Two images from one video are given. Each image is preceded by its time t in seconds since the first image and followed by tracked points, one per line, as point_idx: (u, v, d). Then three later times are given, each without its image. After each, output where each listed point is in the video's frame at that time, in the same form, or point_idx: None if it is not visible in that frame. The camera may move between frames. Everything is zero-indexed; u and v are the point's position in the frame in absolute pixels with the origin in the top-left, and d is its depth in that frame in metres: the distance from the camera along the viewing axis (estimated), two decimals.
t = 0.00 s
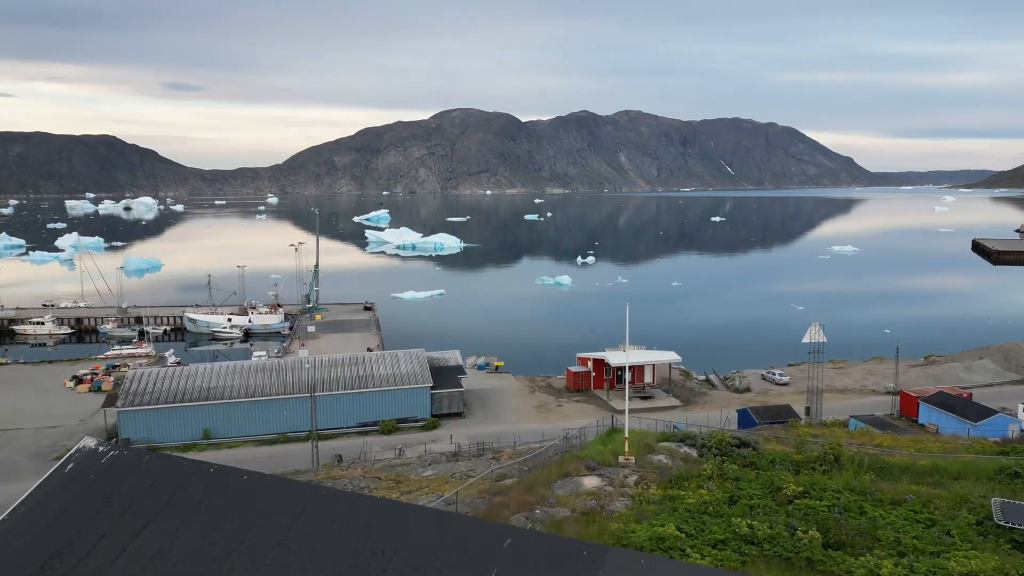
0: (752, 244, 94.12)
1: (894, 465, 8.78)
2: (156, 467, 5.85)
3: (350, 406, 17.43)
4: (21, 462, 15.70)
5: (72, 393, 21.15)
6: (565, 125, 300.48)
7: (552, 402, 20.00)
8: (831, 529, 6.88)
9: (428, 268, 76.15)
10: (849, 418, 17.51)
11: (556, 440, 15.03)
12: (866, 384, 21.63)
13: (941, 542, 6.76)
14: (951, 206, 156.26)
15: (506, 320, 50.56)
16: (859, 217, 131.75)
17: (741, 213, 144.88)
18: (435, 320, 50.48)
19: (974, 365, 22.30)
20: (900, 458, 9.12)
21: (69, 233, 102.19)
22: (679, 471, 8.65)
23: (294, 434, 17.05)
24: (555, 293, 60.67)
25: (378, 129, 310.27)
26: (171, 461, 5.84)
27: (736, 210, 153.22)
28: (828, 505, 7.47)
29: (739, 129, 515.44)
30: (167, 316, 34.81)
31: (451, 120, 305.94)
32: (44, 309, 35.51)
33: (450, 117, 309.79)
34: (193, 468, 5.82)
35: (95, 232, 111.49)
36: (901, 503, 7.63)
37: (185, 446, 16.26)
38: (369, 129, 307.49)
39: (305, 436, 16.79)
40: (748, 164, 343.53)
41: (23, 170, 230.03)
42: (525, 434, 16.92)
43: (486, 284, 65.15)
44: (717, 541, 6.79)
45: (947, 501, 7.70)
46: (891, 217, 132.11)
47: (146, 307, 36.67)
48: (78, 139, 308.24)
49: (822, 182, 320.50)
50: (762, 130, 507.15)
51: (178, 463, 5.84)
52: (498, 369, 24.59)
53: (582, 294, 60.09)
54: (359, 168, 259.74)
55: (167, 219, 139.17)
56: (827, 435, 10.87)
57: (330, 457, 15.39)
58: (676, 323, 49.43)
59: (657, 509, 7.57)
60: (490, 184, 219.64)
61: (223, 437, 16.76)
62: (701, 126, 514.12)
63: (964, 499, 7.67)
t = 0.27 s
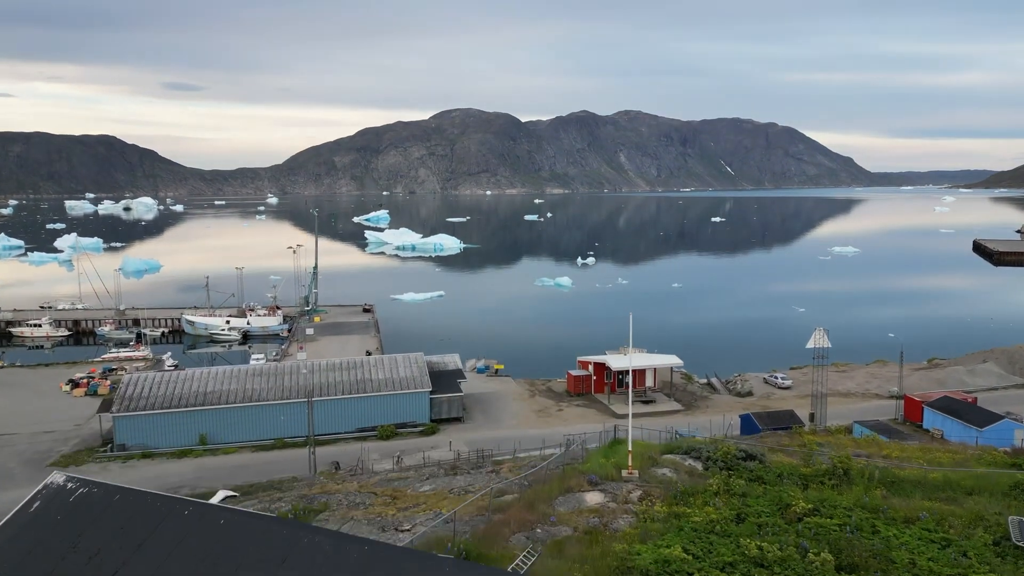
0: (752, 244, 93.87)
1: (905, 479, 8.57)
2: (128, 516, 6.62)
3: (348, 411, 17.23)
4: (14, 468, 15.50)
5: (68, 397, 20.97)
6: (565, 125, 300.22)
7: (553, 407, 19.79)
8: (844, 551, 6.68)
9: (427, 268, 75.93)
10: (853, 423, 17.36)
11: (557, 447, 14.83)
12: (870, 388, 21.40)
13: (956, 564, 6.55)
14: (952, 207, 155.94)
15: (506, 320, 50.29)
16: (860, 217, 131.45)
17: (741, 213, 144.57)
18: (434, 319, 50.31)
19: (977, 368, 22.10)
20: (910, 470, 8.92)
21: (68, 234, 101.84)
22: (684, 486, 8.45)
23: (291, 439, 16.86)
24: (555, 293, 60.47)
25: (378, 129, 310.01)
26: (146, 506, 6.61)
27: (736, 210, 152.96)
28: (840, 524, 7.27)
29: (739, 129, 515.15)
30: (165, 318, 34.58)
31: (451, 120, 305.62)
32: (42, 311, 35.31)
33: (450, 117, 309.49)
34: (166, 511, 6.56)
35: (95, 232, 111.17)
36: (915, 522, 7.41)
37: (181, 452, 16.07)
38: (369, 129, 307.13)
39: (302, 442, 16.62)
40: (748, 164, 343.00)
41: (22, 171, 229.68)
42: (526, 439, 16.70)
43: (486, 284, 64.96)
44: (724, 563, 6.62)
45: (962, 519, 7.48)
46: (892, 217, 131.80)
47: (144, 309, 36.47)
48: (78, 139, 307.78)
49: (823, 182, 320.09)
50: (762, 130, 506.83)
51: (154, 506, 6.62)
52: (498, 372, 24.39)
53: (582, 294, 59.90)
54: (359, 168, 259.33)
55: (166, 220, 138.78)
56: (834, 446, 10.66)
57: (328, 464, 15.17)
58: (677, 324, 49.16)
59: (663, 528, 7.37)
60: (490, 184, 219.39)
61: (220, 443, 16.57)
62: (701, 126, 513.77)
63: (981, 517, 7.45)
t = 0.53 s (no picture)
0: (752, 244, 93.65)
1: (916, 495, 8.34)
2: (94, 561, 7.09)
3: (346, 416, 17.02)
4: (6, 474, 15.29)
5: (63, 401, 20.71)
6: (565, 125, 300.29)
7: (553, 411, 19.57)
8: None
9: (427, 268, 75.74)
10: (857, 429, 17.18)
11: (558, 454, 14.63)
12: (874, 392, 21.17)
13: None
14: (953, 207, 155.69)
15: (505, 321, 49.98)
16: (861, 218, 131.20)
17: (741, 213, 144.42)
18: (433, 319, 50.11)
19: (981, 372, 21.88)
20: (923, 486, 8.67)
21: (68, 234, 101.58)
22: (690, 503, 8.23)
23: (288, 445, 16.63)
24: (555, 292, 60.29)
25: (378, 129, 309.77)
26: (113, 555, 7.09)
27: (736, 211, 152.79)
28: (853, 545, 7.04)
29: (739, 129, 515.04)
30: (162, 320, 34.33)
31: (451, 119, 305.32)
32: (39, 313, 35.04)
33: (450, 117, 309.25)
34: (131, 559, 7.06)
35: (94, 233, 110.90)
36: (931, 542, 7.17)
37: (176, 458, 15.84)
38: (369, 129, 306.92)
39: (299, 448, 16.40)
40: (748, 164, 342.76)
41: (22, 171, 229.66)
42: (526, 445, 16.48)
43: (486, 284, 64.81)
44: None
45: (978, 538, 7.22)
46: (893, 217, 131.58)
47: (141, 311, 36.24)
48: (78, 140, 307.66)
49: (823, 182, 319.87)
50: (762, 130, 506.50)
51: (119, 555, 7.11)
52: (498, 376, 24.19)
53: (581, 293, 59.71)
54: (359, 168, 259.06)
55: (166, 220, 138.52)
56: (842, 457, 10.43)
57: (325, 471, 14.94)
58: (678, 324, 48.92)
59: (668, 549, 7.18)
60: (490, 185, 219.19)
61: (216, 449, 16.33)
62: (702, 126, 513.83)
63: (998, 537, 7.22)
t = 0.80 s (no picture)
0: (753, 244, 93.48)
1: (930, 512, 8.11)
2: None
3: (343, 422, 16.81)
4: None
5: (59, 406, 20.52)
6: (565, 125, 300.27)
7: (554, 416, 19.39)
8: None
9: (427, 268, 75.57)
10: (861, 434, 17.01)
11: (559, 461, 14.45)
12: (877, 396, 20.99)
13: None
14: (953, 207, 155.78)
15: (505, 321, 49.68)
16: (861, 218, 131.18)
17: (741, 213, 144.30)
18: (432, 320, 49.86)
19: (986, 375, 21.71)
20: (936, 502, 8.43)
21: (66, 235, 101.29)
22: (696, 522, 8.02)
23: (286, 451, 16.42)
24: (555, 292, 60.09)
25: (378, 129, 309.53)
26: None
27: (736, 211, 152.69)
28: (865, 567, 6.81)
29: (739, 129, 515.14)
30: (160, 322, 34.11)
31: (450, 120, 305.26)
32: (36, 315, 34.81)
33: (450, 117, 309.20)
34: None
35: (93, 233, 110.62)
36: (946, 563, 6.92)
37: (172, 465, 15.62)
38: (369, 129, 306.65)
39: (296, 454, 16.18)
40: (748, 164, 342.60)
41: (22, 172, 229.44)
42: (526, 451, 16.27)
43: (485, 284, 64.63)
44: None
45: (996, 560, 6.98)
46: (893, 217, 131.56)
47: (139, 312, 36.01)
48: (77, 140, 307.30)
49: (823, 182, 320.01)
50: (761, 130, 506.36)
51: None
52: (498, 379, 24.00)
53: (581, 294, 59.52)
54: (359, 168, 258.80)
55: (166, 220, 138.26)
56: (850, 469, 10.20)
57: (322, 478, 14.72)
58: (679, 324, 48.71)
59: (674, 571, 6.96)
60: (489, 185, 219.08)
61: (212, 455, 16.12)
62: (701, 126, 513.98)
63: (1015, 558, 6.97)
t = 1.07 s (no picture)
0: (753, 244, 93.29)
1: (946, 531, 7.87)
2: None
3: (341, 427, 16.58)
4: None
5: (54, 410, 20.23)
6: (565, 125, 300.17)
7: (555, 421, 19.17)
8: None
9: (426, 268, 75.31)
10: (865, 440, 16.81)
11: (560, 468, 14.24)
12: (881, 400, 20.78)
13: None
14: (953, 207, 155.80)
15: (505, 321, 49.31)
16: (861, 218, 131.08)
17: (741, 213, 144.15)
18: (432, 320, 49.60)
19: (991, 379, 21.51)
20: (951, 519, 8.19)
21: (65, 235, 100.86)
22: (704, 542, 7.78)
23: (282, 457, 16.19)
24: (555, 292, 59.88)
25: (377, 129, 309.26)
26: None
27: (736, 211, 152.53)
28: None
29: (739, 129, 515.05)
30: (158, 325, 33.83)
31: (450, 120, 305.07)
32: (33, 317, 34.44)
33: (450, 117, 309.03)
34: None
35: (92, 233, 110.21)
36: None
37: (168, 471, 15.38)
38: (369, 129, 306.37)
39: (293, 460, 15.96)
40: (748, 163, 342.25)
41: (21, 172, 228.97)
42: (527, 458, 16.05)
43: (485, 284, 64.42)
44: None
45: None
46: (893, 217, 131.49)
47: (136, 314, 35.68)
48: (77, 140, 306.85)
49: (823, 182, 320.08)
50: (761, 130, 505.98)
51: None
52: (498, 383, 23.76)
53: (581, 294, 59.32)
54: (359, 168, 258.33)
55: (165, 220, 137.87)
56: (861, 480, 9.97)
57: (319, 487, 14.46)
58: (680, 325, 48.48)
59: None
60: (489, 185, 218.89)
61: (208, 462, 15.87)
62: (701, 126, 513.91)
63: None
